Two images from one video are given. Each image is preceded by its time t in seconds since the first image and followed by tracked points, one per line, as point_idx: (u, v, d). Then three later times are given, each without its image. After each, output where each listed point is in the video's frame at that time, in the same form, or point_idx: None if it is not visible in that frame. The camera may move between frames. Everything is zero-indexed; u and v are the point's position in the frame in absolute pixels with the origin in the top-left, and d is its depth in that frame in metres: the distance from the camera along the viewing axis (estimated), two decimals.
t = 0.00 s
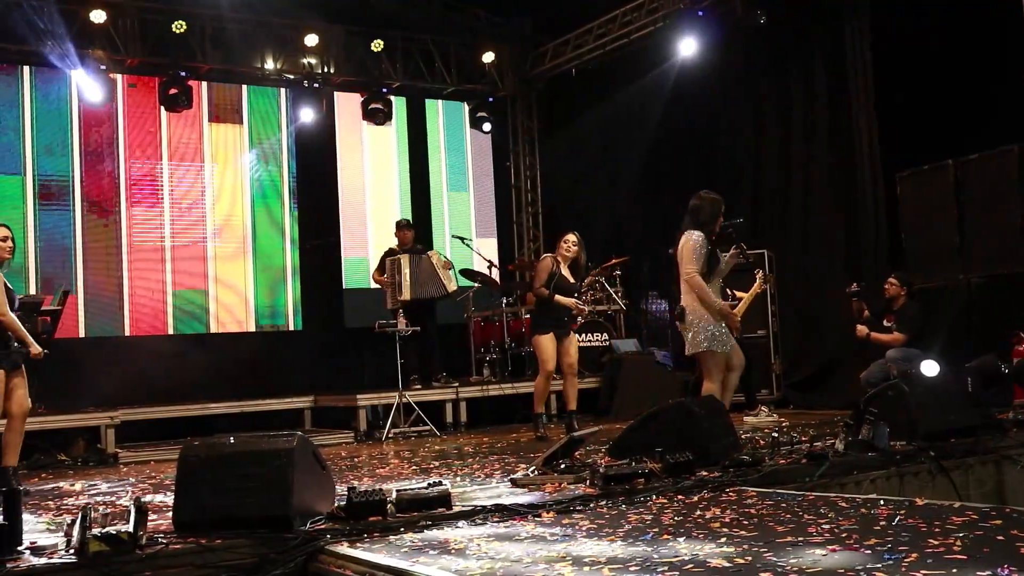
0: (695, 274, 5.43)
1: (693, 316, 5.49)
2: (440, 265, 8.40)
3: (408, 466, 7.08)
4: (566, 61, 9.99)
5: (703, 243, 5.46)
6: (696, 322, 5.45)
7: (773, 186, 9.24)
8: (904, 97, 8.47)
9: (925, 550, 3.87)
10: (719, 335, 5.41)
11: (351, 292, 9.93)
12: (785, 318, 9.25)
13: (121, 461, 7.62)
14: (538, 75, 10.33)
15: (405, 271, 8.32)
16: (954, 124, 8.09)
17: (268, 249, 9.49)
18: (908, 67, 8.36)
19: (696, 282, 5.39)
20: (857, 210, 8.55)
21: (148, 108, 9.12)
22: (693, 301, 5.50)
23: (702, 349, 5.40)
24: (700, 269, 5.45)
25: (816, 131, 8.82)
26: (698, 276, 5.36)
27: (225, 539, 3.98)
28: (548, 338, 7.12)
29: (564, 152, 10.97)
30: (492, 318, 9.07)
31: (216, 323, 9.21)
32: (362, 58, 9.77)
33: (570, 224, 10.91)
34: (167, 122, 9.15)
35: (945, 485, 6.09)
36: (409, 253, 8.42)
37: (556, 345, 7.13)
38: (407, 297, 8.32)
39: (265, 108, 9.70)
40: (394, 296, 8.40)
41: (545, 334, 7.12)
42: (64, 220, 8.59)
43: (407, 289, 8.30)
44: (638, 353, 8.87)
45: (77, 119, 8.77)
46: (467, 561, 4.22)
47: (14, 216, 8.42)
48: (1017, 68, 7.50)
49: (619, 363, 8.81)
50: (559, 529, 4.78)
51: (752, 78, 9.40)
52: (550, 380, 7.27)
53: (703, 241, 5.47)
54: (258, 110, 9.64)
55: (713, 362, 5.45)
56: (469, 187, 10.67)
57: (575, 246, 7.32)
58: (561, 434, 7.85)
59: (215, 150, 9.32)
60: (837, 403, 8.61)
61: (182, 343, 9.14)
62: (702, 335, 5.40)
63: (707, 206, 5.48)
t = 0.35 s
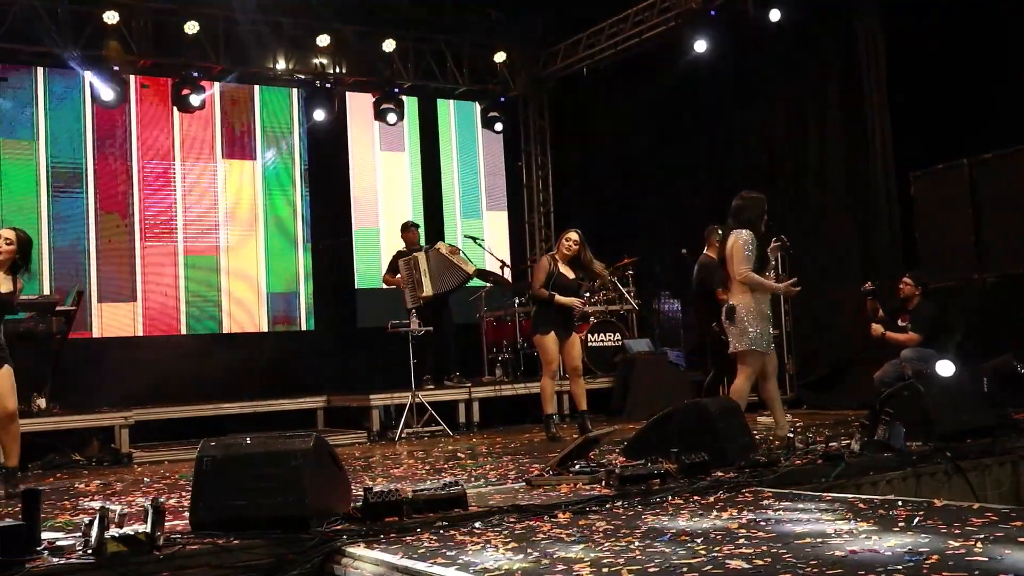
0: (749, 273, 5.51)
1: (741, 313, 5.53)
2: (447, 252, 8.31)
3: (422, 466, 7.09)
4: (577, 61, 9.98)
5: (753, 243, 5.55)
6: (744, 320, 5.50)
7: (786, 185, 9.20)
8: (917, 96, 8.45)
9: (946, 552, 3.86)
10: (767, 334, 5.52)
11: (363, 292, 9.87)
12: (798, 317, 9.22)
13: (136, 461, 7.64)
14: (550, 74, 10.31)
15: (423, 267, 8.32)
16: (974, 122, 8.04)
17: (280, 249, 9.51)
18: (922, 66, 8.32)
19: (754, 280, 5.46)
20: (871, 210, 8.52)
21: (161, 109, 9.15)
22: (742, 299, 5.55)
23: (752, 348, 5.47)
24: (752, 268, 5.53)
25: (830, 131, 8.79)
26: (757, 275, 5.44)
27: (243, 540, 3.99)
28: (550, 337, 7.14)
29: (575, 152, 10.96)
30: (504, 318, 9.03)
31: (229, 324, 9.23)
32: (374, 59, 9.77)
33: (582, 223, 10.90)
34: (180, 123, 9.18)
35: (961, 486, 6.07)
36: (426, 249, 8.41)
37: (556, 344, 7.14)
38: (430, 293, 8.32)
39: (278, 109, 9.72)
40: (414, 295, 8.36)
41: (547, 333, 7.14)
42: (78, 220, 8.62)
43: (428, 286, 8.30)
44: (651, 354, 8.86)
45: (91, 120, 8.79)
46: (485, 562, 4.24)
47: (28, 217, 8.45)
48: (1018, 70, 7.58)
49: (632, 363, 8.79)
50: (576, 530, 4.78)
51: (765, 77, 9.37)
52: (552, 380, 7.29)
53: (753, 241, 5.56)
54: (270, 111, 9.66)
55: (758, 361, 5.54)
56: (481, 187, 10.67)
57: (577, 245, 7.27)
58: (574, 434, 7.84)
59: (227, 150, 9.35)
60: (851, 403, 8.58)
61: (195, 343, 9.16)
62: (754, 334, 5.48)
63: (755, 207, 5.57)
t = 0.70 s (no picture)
0: (798, 270, 5.35)
1: (790, 312, 5.35)
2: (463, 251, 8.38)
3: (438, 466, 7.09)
4: (591, 60, 9.97)
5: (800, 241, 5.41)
6: (795, 318, 5.32)
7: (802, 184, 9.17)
8: (934, 95, 8.41)
9: (971, 555, 3.84)
10: (819, 332, 5.32)
11: (377, 292, 9.89)
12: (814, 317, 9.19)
13: (152, 461, 7.67)
14: (564, 74, 10.30)
15: (445, 268, 8.40)
16: (993, 119, 7.99)
17: (294, 249, 9.52)
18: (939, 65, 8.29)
19: (805, 276, 5.29)
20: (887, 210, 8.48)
21: (176, 110, 9.18)
22: (789, 297, 5.37)
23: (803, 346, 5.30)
24: (801, 265, 5.37)
25: (845, 129, 8.75)
26: (809, 271, 5.28)
27: (264, 541, 4.01)
28: (557, 338, 7.16)
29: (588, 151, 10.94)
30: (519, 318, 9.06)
31: (243, 324, 9.24)
32: (387, 59, 9.76)
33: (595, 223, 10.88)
34: (194, 123, 9.20)
35: (981, 487, 6.05)
36: (447, 250, 8.48)
37: (563, 344, 7.19)
38: (452, 294, 8.39)
39: (292, 109, 9.73)
40: (435, 295, 8.42)
41: (554, 334, 7.17)
42: (94, 220, 8.65)
43: (450, 286, 8.37)
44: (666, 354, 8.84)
45: (107, 121, 8.82)
46: (506, 564, 4.24)
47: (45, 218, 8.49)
48: None
49: (647, 363, 8.78)
50: (596, 532, 4.78)
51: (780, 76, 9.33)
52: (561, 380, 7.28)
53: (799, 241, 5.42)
54: (284, 111, 9.67)
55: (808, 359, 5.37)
56: (495, 187, 10.66)
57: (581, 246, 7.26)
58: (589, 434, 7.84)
59: (242, 150, 9.37)
60: (867, 403, 8.55)
61: (211, 343, 9.18)
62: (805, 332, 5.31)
63: (800, 203, 5.44)
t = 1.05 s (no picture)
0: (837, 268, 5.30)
1: (833, 310, 5.29)
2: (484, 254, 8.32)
3: (454, 467, 7.09)
4: (605, 61, 9.95)
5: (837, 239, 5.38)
6: (837, 316, 5.26)
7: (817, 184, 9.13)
8: (949, 94, 8.39)
9: (996, 558, 3.83)
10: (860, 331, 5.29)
11: (392, 292, 9.90)
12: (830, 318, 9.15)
13: (169, 461, 7.69)
14: (578, 74, 10.30)
15: (464, 270, 8.36)
16: (990, 119, 8.14)
17: (309, 250, 9.54)
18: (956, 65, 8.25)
19: (848, 272, 5.24)
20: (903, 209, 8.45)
21: (192, 111, 9.21)
22: (831, 295, 5.31)
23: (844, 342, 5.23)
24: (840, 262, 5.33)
25: (861, 129, 8.71)
26: (850, 267, 5.23)
27: (285, 543, 4.03)
28: (571, 341, 7.17)
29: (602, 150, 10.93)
30: (533, 318, 9.07)
31: (258, 324, 9.27)
32: (401, 60, 9.78)
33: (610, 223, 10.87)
34: (210, 123, 9.23)
35: (1000, 489, 6.02)
36: (466, 251, 8.48)
37: (580, 346, 7.17)
38: (472, 295, 8.39)
39: (306, 110, 9.75)
40: (454, 296, 8.43)
41: (568, 336, 7.17)
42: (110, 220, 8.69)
43: (471, 288, 8.36)
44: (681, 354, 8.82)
45: (122, 121, 8.85)
46: (527, 566, 4.25)
47: (61, 219, 8.53)
48: None
49: (662, 363, 8.76)
50: (616, 533, 4.78)
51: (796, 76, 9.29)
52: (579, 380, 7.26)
53: (837, 240, 5.38)
54: (299, 112, 9.70)
55: (847, 356, 5.29)
56: (509, 187, 10.66)
57: (592, 244, 7.25)
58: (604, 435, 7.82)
59: (257, 151, 9.40)
60: (883, 403, 8.52)
61: (226, 343, 9.20)
62: (845, 328, 5.25)
63: (834, 202, 5.41)
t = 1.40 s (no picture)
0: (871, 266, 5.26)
1: (862, 307, 5.27)
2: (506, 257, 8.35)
3: (469, 467, 7.08)
4: (618, 60, 9.93)
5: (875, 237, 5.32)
6: (864, 313, 5.24)
7: (833, 182, 9.08)
8: (965, 94, 8.35)
9: (1021, 560, 3.80)
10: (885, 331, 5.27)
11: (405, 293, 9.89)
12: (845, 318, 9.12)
13: (184, 461, 7.70)
14: (591, 74, 10.28)
15: (484, 270, 8.38)
16: (997, 119, 8.13)
17: (323, 250, 9.54)
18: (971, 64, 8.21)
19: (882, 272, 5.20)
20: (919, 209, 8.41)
21: (206, 111, 9.22)
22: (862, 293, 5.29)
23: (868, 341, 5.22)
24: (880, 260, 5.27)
25: (876, 128, 8.67)
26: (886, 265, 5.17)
27: (304, 543, 4.04)
28: (597, 341, 7.17)
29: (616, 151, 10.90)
30: (547, 318, 9.05)
31: (272, 324, 9.29)
32: (415, 60, 9.78)
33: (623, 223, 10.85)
34: (224, 123, 9.25)
35: (1020, 490, 5.99)
36: (487, 252, 8.49)
37: (604, 346, 7.18)
38: (492, 295, 8.41)
39: (320, 110, 9.75)
40: (474, 296, 8.47)
41: (595, 336, 7.18)
42: (125, 221, 8.72)
43: (490, 288, 8.39)
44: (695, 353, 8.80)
45: (136, 122, 8.88)
46: (548, 567, 4.24)
47: (76, 220, 8.57)
48: None
49: (677, 363, 8.74)
50: (636, 534, 4.77)
51: (811, 75, 9.26)
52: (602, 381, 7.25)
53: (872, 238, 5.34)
54: (313, 112, 9.70)
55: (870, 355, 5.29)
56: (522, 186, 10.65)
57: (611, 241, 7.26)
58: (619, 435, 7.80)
59: (271, 151, 9.41)
60: (899, 403, 8.48)
61: (240, 343, 9.22)
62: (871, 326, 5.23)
63: (869, 200, 5.34)
